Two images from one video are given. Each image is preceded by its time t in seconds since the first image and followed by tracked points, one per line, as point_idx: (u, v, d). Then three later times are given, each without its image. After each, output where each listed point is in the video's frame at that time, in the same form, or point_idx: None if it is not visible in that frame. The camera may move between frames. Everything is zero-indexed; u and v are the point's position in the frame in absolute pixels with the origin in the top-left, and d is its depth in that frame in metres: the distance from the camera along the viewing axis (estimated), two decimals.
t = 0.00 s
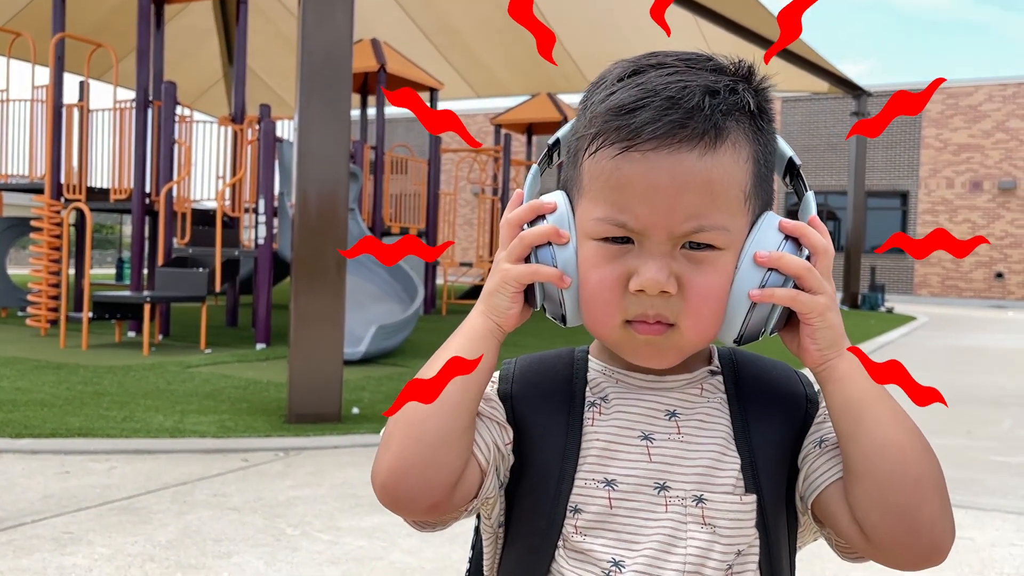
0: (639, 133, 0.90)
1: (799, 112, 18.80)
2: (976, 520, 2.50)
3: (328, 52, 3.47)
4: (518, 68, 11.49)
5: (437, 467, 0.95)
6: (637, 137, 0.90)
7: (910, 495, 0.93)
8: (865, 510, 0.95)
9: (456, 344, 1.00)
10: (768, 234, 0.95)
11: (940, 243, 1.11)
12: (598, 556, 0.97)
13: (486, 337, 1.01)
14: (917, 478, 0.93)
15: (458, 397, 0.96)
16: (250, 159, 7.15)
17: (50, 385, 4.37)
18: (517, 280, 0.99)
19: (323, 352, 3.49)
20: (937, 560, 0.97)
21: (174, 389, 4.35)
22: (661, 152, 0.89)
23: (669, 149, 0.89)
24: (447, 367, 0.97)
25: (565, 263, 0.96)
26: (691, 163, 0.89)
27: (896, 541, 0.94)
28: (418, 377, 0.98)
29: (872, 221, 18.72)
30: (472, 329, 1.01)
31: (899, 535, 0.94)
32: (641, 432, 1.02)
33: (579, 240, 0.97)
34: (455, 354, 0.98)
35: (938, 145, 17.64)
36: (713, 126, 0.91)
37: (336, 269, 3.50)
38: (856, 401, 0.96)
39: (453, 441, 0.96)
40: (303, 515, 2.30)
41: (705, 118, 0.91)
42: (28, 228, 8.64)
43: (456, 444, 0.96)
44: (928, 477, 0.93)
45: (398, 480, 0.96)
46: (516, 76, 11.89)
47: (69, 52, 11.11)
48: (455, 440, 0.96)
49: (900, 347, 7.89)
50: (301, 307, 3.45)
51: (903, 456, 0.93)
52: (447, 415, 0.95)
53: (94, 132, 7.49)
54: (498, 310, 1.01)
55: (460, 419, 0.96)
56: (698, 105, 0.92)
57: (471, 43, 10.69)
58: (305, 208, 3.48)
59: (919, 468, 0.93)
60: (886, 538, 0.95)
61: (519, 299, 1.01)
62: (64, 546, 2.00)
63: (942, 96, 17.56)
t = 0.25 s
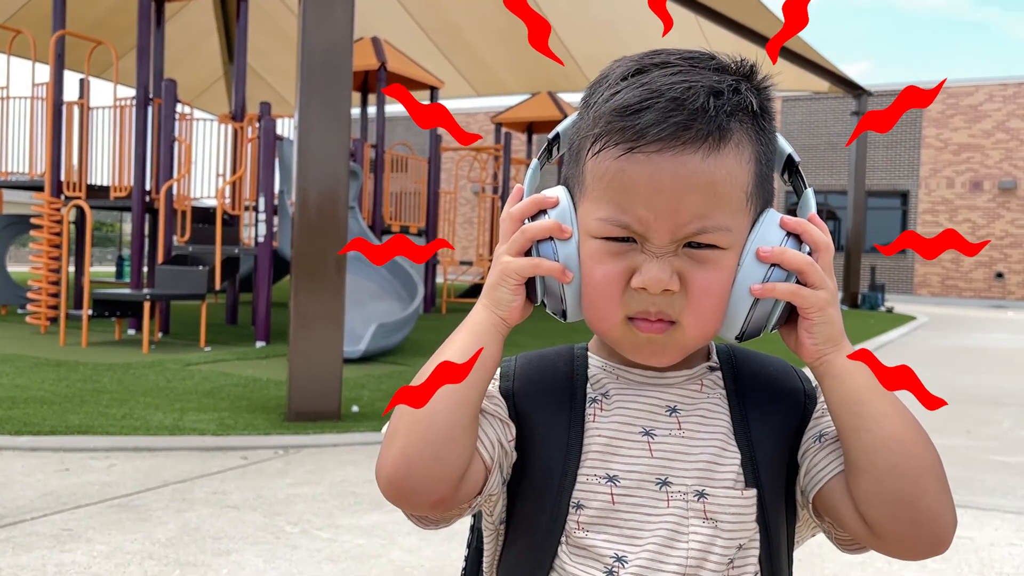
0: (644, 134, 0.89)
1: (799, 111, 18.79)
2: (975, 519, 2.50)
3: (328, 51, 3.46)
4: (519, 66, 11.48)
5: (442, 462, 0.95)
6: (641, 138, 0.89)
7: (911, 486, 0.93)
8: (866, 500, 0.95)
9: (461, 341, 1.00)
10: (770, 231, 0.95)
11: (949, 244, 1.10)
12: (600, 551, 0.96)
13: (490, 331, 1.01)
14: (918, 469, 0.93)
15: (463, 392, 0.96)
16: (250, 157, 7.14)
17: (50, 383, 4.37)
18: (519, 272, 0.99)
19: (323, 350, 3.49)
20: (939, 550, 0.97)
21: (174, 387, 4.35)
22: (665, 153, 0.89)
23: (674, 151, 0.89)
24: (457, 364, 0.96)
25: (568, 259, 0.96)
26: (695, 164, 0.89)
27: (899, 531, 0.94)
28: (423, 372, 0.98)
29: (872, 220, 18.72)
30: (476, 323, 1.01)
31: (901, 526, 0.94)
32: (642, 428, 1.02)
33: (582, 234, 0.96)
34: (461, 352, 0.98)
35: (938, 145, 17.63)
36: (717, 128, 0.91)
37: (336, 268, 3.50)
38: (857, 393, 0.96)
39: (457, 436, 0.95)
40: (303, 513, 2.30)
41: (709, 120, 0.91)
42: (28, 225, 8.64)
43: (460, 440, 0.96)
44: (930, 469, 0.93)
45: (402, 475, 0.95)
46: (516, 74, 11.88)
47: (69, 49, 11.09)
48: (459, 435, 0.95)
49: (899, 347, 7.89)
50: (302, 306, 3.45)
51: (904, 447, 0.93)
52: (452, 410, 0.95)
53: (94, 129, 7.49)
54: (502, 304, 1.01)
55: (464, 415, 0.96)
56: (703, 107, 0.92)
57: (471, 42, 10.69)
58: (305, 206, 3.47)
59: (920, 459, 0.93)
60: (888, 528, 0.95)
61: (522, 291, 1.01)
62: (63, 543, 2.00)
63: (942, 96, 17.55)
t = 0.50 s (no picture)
0: (641, 136, 0.89)
1: (800, 111, 18.78)
2: (974, 520, 2.50)
3: (328, 51, 3.46)
4: (519, 66, 11.48)
5: (436, 458, 0.95)
6: (637, 141, 0.89)
7: (904, 486, 0.93)
8: (858, 500, 0.95)
9: (456, 340, 1.00)
10: (764, 232, 0.95)
11: (939, 247, 1.11)
12: (591, 550, 0.96)
13: (483, 327, 1.01)
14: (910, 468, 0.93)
15: (455, 391, 0.96)
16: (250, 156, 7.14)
17: (50, 382, 4.37)
18: (514, 268, 0.99)
19: (323, 350, 3.49)
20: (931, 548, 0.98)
21: (173, 386, 4.36)
22: (661, 156, 0.88)
23: (670, 154, 0.89)
24: (452, 365, 0.97)
25: (561, 256, 0.96)
26: (690, 167, 0.89)
27: (891, 531, 0.95)
28: (417, 369, 0.98)
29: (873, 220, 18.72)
30: (471, 320, 1.01)
31: (892, 525, 0.94)
32: (634, 427, 1.02)
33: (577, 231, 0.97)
34: (456, 352, 0.98)
35: (939, 145, 17.62)
36: (713, 132, 0.91)
37: (336, 267, 3.50)
38: (848, 395, 0.96)
39: (449, 433, 0.96)
40: (302, 513, 2.30)
41: (706, 123, 0.91)
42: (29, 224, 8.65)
43: (453, 436, 0.96)
44: (921, 470, 0.93)
45: (397, 471, 0.96)
46: (517, 74, 11.87)
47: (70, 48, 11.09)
48: (452, 431, 0.96)
49: (899, 347, 7.89)
50: (301, 306, 3.45)
51: (897, 448, 0.93)
52: (445, 407, 0.95)
53: (94, 129, 7.49)
54: (496, 299, 1.01)
55: (457, 413, 0.96)
56: (700, 111, 0.92)
57: (472, 41, 10.68)
58: (306, 205, 3.47)
59: (912, 458, 0.93)
60: (880, 527, 0.95)
61: (516, 286, 1.01)
62: (63, 543, 2.00)
63: (943, 96, 17.55)
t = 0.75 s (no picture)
0: (626, 143, 0.90)
1: (800, 113, 18.78)
2: (974, 521, 2.50)
3: (329, 54, 3.47)
4: (520, 67, 11.48)
5: (424, 456, 0.96)
6: (623, 148, 0.90)
7: (908, 480, 0.93)
8: (864, 495, 0.95)
9: (445, 341, 1.01)
10: (758, 233, 0.95)
11: (937, 245, 1.12)
12: (584, 551, 0.97)
13: (472, 327, 1.02)
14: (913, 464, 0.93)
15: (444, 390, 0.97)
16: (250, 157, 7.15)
17: (50, 383, 4.38)
18: (502, 267, 0.99)
19: (323, 351, 3.49)
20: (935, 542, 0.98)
21: (173, 387, 4.36)
22: (647, 162, 0.89)
23: (655, 161, 0.89)
24: (442, 371, 0.97)
25: (552, 259, 0.97)
26: (677, 173, 0.89)
27: (897, 526, 0.95)
28: (407, 369, 0.99)
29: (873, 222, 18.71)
30: (460, 319, 1.02)
31: (896, 521, 0.94)
32: (628, 429, 1.02)
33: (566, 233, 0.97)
34: (447, 355, 0.99)
35: (940, 147, 17.61)
36: (699, 137, 0.91)
37: (336, 269, 3.50)
38: (851, 392, 0.96)
39: (437, 432, 0.97)
40: (302, 514, 2.30)
41: (691, 128, 0.91)
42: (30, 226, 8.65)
43: (441, 436, 0.97)
44: (925, 464, 0.94)
45: (385, 469, 0.97)
46: (517, 75, 11.88)
47: (71, 49, 11.11)
48: (439, 430, 0.97)
49: (900, 349, 7.89)
50: (302, 307, 3.45)
51: (901, 443, 0.93)
52: (432, 406, 0.96)
53: (95, 130, 7.50)
54: (483, 297, 1.02)
55: (446, 412, 0.97)
56: (686, 117, 0.92)
57: (472, 43, 10.68)
58: (306, 207, 3.48)
59: (915, 453, 0.94)
60: (885, 522, 0.95)
61: (504, 285, 1.01)
62: (63, 543, 2.00)
63: (944, 97, 17.54)
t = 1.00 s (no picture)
0: (610, 147, 0.91)
1: (801, 114, 18.79)
2: (974, 523, 2.50)
3: (328, 55, 3.48)
4: (520, 69, 11.49)
5: (421, 458, 0.97)
6: (608, 152, 0.91)
7: (922, 469, 0.94)
8: (880, 486, 0.95)
9: (441, 347, 1.02)
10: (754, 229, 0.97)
11: (939, 243, 1.13)
12: (582, 555, 0.98)
13: (466, 332, 1.04)
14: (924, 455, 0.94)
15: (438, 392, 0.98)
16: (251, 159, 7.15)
17: (51, 385, 4.38)
18: (496, 271, 1.02)
19: (325, 353, 3.49)
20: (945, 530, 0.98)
21: (174, 389, 4.37)
22: (632, 166, 0.90)
23: (640, 162, 0.90)
24: (432, 377, 0.98)
25: (545, 263, 0.98)
26: (662, 174, 0.90)
27: (909, 517, 0.95)
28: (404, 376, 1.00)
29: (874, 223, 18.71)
30: (456, 326, 1.04)
31: (909, 510, 0.94)
32: (627, 434, 1.02)
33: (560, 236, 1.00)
34: (444, 360, 1.00)
35: (940, 148, 17.61)
36: (682, 138, 0.92)
37: (337, 270, 3.50)
38: (858, 388, 0.96)
39: (433, 437, 0.97)
40: (303, 516, 2.31)
41: (674, 130, 0.92)
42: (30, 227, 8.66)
43: (438, 440, 0.98)
44: (936, 449, 0.94)
45: (382, 474, 0.97)
46: (518, 77, 11.89)
47: (72, 51, 11.13)
48: (434, 434, 0.97)
49: (901, 351, 7.89)
50: (302, 309, 3.45)
51: (912, 429, 0.94)
52: (427, 408, 0.97)
53: (96, 132, 7.51)
54: (477, 304, 1.04)
55: (442, 415, 0.98)
56: (668, 119, 0.92)
57: (473, 44, 10.69)
58: (306, 208, 3.48)
59: (925, 442, 0.94)
60: (898, 514, 0.95)
61: (498, 289, 1.03)
62: (64, 545, 2.01)
63: (944, 99, 17.54)
